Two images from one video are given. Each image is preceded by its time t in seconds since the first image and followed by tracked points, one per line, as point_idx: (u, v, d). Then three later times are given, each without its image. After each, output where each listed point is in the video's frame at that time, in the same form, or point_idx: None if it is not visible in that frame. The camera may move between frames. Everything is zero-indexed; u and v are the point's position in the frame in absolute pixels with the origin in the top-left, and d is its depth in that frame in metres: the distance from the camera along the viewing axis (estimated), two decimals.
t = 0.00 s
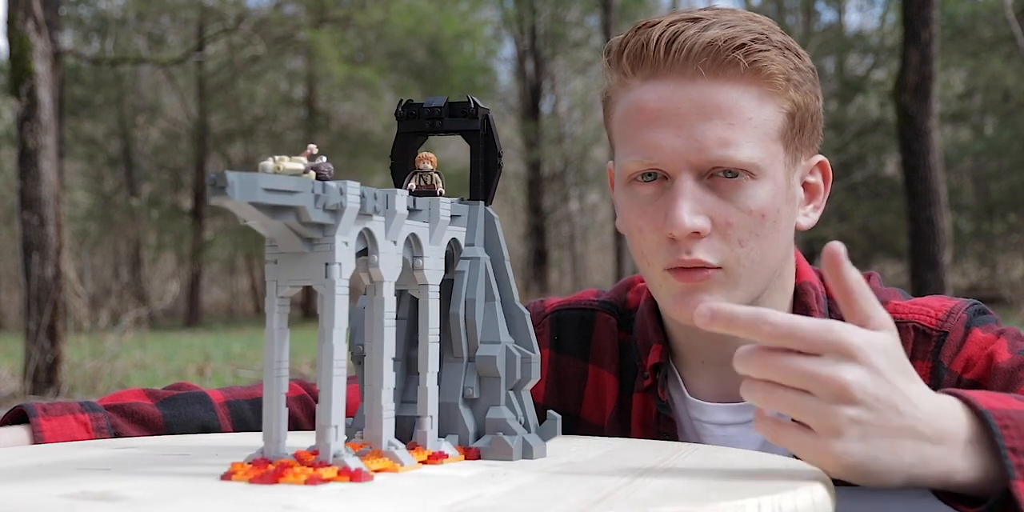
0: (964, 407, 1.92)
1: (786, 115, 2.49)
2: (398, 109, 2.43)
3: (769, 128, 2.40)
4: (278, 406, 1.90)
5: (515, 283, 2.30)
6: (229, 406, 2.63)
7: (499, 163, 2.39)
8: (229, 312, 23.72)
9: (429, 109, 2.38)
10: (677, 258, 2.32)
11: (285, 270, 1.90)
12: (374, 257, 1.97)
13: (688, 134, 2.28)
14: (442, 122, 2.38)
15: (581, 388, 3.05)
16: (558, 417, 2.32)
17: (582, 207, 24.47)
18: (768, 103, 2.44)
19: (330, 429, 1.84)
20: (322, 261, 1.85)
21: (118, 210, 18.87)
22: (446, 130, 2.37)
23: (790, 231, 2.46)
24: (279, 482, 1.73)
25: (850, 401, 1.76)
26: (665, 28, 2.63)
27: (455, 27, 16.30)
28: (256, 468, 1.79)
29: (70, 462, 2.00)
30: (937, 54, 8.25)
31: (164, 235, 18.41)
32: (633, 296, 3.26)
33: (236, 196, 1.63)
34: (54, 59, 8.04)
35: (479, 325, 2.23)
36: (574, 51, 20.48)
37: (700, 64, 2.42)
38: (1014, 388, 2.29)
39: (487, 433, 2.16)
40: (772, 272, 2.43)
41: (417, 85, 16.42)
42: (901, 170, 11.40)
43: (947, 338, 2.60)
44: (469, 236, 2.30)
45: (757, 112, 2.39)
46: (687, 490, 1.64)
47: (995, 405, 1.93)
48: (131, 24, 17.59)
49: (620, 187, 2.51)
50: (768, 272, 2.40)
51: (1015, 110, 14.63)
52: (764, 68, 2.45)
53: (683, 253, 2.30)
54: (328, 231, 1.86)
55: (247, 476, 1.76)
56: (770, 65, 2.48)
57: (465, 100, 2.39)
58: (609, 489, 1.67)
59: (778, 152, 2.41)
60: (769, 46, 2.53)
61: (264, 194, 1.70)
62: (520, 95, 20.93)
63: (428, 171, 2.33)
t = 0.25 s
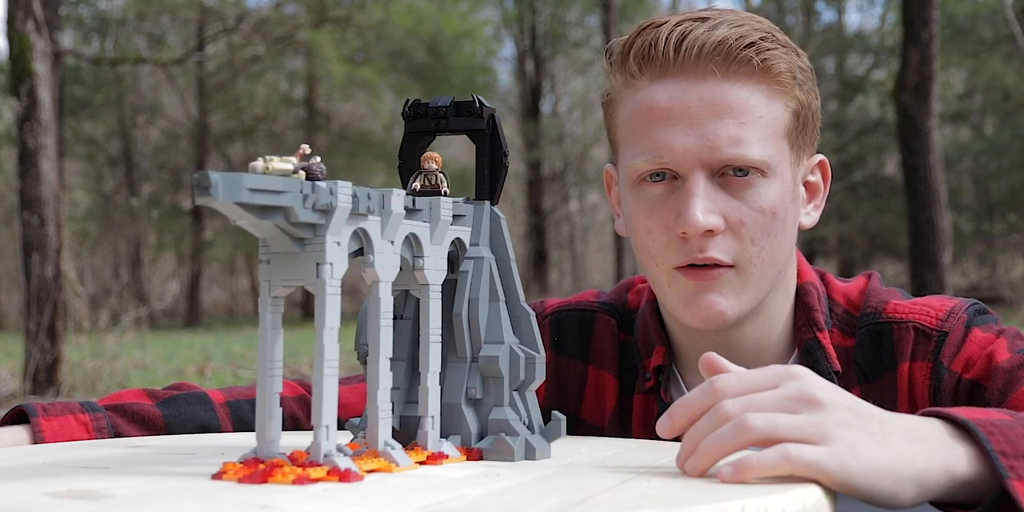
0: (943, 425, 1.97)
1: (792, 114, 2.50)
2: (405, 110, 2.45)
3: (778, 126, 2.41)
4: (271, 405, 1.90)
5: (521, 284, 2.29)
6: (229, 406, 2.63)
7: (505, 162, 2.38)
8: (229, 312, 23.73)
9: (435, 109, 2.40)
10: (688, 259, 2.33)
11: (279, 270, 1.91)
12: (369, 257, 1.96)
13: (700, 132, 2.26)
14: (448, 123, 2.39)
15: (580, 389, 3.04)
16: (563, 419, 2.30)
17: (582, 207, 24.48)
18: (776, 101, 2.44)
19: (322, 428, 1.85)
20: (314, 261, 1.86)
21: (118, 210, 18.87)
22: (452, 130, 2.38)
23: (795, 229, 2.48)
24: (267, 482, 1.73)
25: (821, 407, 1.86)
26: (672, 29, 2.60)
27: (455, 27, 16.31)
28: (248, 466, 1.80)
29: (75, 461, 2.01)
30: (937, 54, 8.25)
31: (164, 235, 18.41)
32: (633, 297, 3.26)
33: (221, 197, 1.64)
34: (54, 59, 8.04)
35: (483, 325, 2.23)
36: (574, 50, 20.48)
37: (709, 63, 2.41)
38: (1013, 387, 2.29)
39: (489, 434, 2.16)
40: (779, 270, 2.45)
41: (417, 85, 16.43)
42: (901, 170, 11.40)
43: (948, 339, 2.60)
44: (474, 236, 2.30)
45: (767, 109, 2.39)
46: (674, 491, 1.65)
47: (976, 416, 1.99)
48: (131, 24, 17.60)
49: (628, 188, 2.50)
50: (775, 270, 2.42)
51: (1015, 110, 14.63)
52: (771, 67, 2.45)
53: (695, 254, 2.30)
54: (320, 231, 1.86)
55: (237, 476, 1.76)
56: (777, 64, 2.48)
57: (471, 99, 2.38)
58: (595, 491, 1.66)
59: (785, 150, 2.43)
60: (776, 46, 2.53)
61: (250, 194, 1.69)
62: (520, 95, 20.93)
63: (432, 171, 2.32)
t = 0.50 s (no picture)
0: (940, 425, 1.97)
1: (787, 114, 2.49)
2: (409, 109, 2.45)
3: (770, 125, 2.40)
4: (266, 405, 1.91)
5: (523, 284, 2.29)
6: (229, 406, 2.64)
7: (508, 164, 2.38)
8: (229, 312, 23.74)
9: (439, 109, 2.40)
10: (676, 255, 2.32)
11: (273, 271, 1.91)
12: (365, 256, 1.96)
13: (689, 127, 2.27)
14: (451, 122, 2.39)
15: (580, 388, 3.05)
16: (566, 419, 2.29)
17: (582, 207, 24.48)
18: (770, 101, 2.43)
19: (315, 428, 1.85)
20: (307, 261, 1.86)
21: (118, 210, 18.87)
22: (455, 129, 2.38)
23: (789, 230, 2.47)
24: (258, 482, 1.73)
25: (820, 410, 1.86)
26: (670, 26, 2.61)
27: (455, 27, 16.31)
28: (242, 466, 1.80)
29: (76, 460, 2.02)
30: (937, 54, 8.25)
31: (164, 235, 18.41)
32: (633, 297, 3.25)
33: (208, 198, 1.64)
34: (54, 59, 8.04)
35: (485, 325, 2.23)
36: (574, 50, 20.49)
37: (702, 61, 2.42)
38: (1013, 388, 2.29)
39: (491, 434, 2.16)
40: (770, 271, 2.43)
41: (417, 85, 16.43)
42: (901, 170, 11.40)
43: (947, 339, 2.60)
44: (477, 237, 2.30)
45: (759, 108, 2.39)
46: (663, 492, 1.65)
47: (975, 416, 1.99)
48: (131, 24, 17.60)
49: (621, 181, 2.51)
50: (765, 270, 2.41)
51: (1015, 110, 14.63)
52: (766, 65, 2.44)
53: (683, 250, 2.29)
54: (312, 231, 1.86)
55: (229, 475, 1.76)
56: (773, 63, 2.47)
57: (473, 98, 2.38)
58: (585, 491, 1.67)
59: (777, 149, 2.42)
60: (773, 45, 2.53)
61: (238, 194, 1.69)
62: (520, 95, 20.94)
63: (435, 171, 2.32)
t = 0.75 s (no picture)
0: (948, 415, 1.95)
1: (785, 113, 2.49)
2: (412, 108, 2.45)
3: (765, 122, 2.40)
4: (265, 405, 1.91)
5: (526, 284, 2.28)
6: (230, 406, 2.64)
7: (509, 164, 2.39)
8: (229, 312, 23.75)
9: (440, 109, 2.40)
10: (661, 246, 2.32)
11: (272, 270, 1.90)
12: (365, 256, 1.96)
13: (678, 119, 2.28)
14: (453, 122, 2.39)
15: (582, 385, 3.05)
16: (568, 419, 2.29)
17: (582, 207, 24.50)
18: (765, 99, 2.43)
19: (314, 428, 1.85)
20: (305, 261, 1.86)
21: (118, 210, 18.87)
22: (457, 129, 2.38)
23: (780, 229, 2.46)
24: (257, 482, 1.73)
25: (834, 403, 1.82)
26: (674, 18, 2.61)
27: (455, 28, 16.31)
28: (242, 465, 1.81)
29: (79, 459, 2.03)
30: (937, 54, 8.25)
31: (164, 235, 18.40)
32: (635, 293, 3.25)
33: (205, 199, 1.65)
34: (54, 59, 8.03)
35: (486, 325, 2.23)
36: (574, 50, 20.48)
37: (698, 54, 2.42)
38: (1014, 387, 2.29)
39: (492, 434, 2.16)
40: (758, 268, 2.43)
41: (417, 85, 16.43)
42: (901, 170, 11.40)
43: (948, 337, 2.60)
44: (479, 236, 2.30)
45: (754, 106, 2.39)
46: (661, 492, 1.66)
47: (980, 410, 1.96)
48: (131, 23, 17.57)
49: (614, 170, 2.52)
50: (751, 267, 2.40)
51: (1015, 110, 14.63)
52: (763, 62, 2.44)
53: (664, 238, 2.29)
54: (310, 230, 1.86)
55: (229, 475, 1.77)
56: (771, 61, 2.46)
57: (475, 98, 2.38)
58: (583, 491, 1.67)
59: (770, 147, 2.41)
60: (775, 44, 2.52)
61: (235, 194, 1.69)
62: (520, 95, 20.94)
63: (437, 171, 2.32)
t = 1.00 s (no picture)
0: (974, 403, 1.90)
1: (795, 112, 2.50)
2: (412, 109, 2.45)
3: (777, 120, 2.41)
4: (265, 405, 1.91)
5: (526, 284, 2.29)
6: (231, 406, 2.64)
7: (510, 164, 2.39)
8: (229, 312, 23.77)
9: (440, 109, 2.40)
10: (675, 245, 2.32)
11: (272, 270, 1.90)
12: (365, 256, 1.96)
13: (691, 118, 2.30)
14: (453, 122, 2.39)
15: (584, 385, 3.05)
16: (568, 419, 2.30)
17: (582, 207, 24.51)
18: (776, 97, 2.44)
19: (315, 429, 1.85)
20: (305, 261, 1.86)
21: (118, 210, 18.88)
22: (457, 130, 2.38)
23: (791, 228, 2.46)
24: (257, 482, 1.73)
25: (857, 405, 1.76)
26: (682, 17, 2.62)
27: (455, 28, 16.31)
28: (243, 465, 1.81)
29: (78, 459, 2.03)
30: (937, 54, 8.25)
31: (164, 235, 18.40)
32: (637, 294, 3.25)
33: (205, 198, 1.64)
34: (54, 59, 8.02)
35: (486, 326, 2.23)
36: (574, 50, 20.48)
37: (708, 52, 2.44)
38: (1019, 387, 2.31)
39: (493, 434, 2.16)
40: (771, 267, 2.43)
41: (417, 85, 16.42)
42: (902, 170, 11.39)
43: (951, 336, 2.60)
44: (479, 236, 2.30)
45: (766, 104, 2.40)
46: (664, 491, 1.66)
47: (1003, 400, 1.93)
48: (131, 24, 17.56)
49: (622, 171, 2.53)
50: (765, 265, 2.40)
51: (1015, 110, 14.63)
52: (773, 60, 2.46)
53: (679, 239, 2.30)
54: (310, 230, 1.86)
55: (229, 475, 1.77)
56: (781, 59, 2.48)
57: (476, 98, 2.38)
58: (583, 491, 1.67)
59: (781, 145, 2.42)
60: (784, 42, 2.54)
61: (235, 194, 1.69)
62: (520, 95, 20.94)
63: (438, 171, 2.32)
